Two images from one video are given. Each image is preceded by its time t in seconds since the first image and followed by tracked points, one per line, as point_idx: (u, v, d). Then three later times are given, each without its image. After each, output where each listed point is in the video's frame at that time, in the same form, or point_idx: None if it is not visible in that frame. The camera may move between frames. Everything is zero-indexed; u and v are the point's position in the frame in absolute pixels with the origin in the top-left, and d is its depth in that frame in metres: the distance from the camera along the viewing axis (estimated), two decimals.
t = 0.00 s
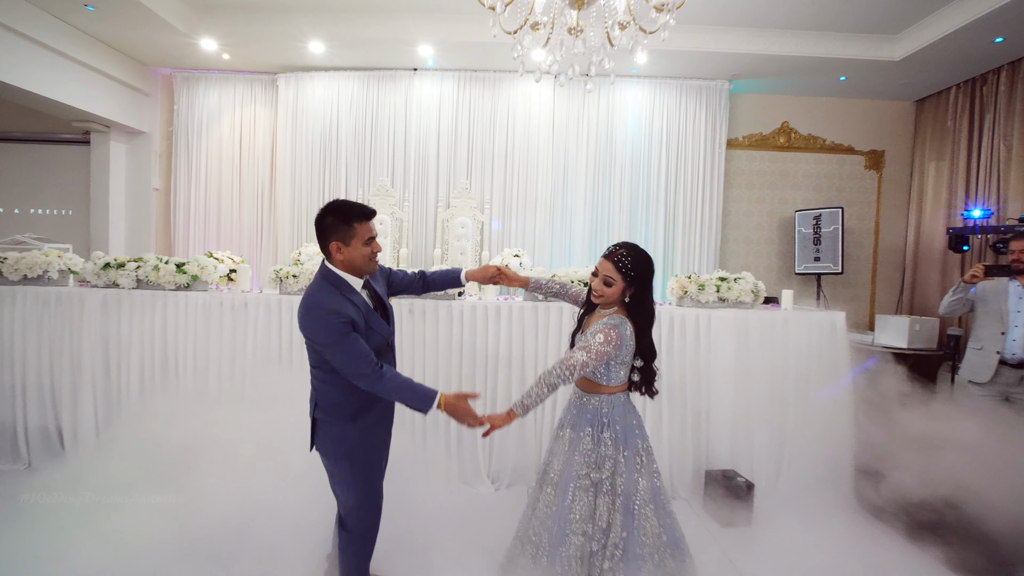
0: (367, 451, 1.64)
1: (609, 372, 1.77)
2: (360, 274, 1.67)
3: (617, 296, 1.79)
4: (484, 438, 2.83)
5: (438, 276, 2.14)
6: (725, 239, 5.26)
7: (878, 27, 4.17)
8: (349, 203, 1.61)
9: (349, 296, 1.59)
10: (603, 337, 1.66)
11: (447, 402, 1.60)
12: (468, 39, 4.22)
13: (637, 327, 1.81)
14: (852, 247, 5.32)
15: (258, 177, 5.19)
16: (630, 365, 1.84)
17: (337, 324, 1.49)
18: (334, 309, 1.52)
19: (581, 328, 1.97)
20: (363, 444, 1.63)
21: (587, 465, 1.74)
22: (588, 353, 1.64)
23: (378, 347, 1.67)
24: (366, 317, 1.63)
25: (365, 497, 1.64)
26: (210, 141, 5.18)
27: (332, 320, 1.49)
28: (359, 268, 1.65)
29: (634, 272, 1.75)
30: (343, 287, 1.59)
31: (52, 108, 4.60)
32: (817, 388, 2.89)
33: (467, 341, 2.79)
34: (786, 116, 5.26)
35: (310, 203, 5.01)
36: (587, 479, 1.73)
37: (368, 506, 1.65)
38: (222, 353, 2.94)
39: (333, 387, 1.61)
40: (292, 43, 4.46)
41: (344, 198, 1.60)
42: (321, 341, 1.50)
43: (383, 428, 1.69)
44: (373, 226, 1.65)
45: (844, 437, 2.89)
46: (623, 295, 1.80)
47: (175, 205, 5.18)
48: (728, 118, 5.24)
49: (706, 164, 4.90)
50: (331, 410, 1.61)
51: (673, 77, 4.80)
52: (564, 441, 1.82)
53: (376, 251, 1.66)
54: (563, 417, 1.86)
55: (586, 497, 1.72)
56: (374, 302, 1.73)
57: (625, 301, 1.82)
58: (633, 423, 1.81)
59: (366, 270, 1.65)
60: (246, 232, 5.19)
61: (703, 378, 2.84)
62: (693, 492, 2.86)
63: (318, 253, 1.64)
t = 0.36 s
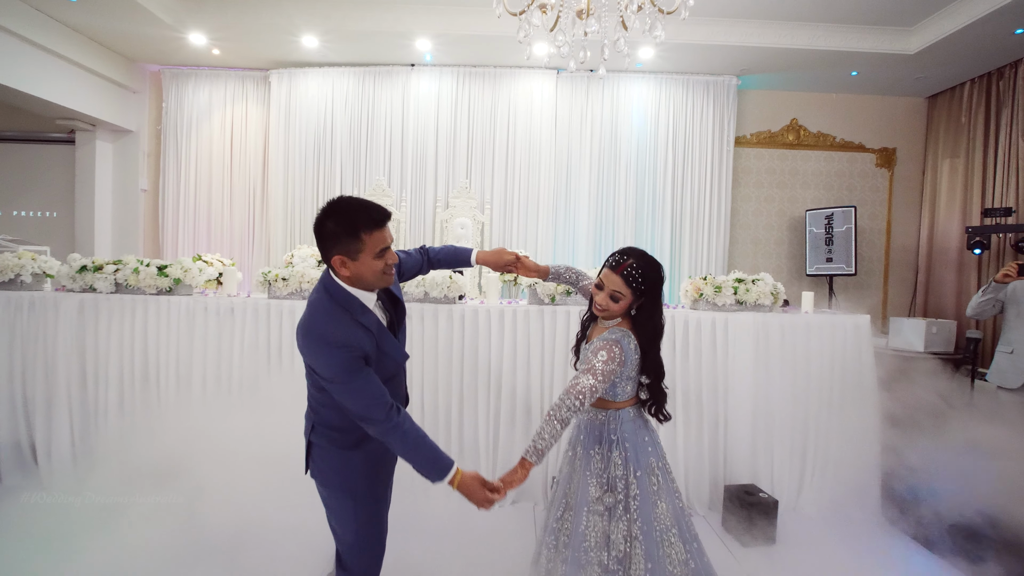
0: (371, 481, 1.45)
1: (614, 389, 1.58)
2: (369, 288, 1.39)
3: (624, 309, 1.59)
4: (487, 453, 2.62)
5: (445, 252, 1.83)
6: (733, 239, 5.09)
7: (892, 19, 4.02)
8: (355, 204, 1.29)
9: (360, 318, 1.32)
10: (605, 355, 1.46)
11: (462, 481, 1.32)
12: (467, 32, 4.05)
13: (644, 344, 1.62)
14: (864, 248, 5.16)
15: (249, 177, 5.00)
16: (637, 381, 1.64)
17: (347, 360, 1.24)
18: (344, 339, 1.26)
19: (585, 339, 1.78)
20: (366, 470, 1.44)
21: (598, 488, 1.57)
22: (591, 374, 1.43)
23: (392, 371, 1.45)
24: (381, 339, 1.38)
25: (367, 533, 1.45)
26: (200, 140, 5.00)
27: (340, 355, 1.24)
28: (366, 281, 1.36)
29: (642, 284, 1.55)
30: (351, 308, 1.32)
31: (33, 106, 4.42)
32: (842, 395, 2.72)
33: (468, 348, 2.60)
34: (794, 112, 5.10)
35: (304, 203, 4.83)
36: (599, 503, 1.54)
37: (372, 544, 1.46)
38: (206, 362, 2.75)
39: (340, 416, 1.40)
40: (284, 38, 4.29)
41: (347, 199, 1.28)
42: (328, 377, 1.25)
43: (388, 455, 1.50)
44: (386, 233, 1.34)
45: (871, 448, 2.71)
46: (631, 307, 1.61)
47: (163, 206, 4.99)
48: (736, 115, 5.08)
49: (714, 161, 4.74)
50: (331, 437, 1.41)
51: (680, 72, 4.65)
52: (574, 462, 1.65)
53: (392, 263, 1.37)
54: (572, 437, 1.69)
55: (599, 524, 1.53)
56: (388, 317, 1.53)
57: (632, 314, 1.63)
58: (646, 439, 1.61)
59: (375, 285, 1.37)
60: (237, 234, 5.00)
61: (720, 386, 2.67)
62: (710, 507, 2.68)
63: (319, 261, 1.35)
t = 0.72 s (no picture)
0: (377, 491, 1.44)
1: (613, 396, 1.56)
2: (394, 302, 1.36)
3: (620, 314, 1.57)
4: (488, 460, 2.60)
5: (451, 258, 1.81)
6: (733, 244, 5.08)
7: (891, 25, 4.04)
8: (388, 219, 1.24)
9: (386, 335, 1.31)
10: (603, 363, 1.45)
11: (486, 511, 1.28)
12: (467, 36, 4.05)
13: (641, 350, 1.60)
14: (865, 252, 5.15)
15: (249, 182, 4.99)
16: (636, 387, 1.62)
17: (373, 380, 1.22)
18: (370, 358, 1.25)
19: (583, 347, 1.77)
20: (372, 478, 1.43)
21: (598, 494, 1.55)
22: (591, 383, 1.41)
23: (408, 384, 1.44)
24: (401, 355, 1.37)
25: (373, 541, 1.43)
26: (199, 145, 4.99)
27: (367, 374, 1.22)
28: (392, 295, 1.33)
29: (639, 289, 1.54)
30: (378, 325, 1.30)
31: (33, 110, 4.41)
32: (846, 401, 2.70)
33: (468, 354, 2.57)
34: (794, 117, 5.10)
35: (305, 208, 4.82)
36: (599, 511, 1.52)
37: (376, 554, 1.45)
38: (205, 368, 2.72)
39: (353, 428, 1.38)
40: (285, 43, 4.29)
41: (381, 213, 1.23)
42: (351, 395, 1.23)
43: (394, 463, 1.50)
44: (416, 249, 1.29)
45: (875, 454, 2.69)
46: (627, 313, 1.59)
47: (162, 211, 4.98)
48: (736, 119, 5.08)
49: (715, 166, 4.73)
50: (339, 448, 1.39)
51: (680, 76, 4.65)
52: (573, 468, 1.63)
53: (420, 279, 1.33)
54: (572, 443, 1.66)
55: (600, 532, 1.51)
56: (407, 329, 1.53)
57: (629, 319, 1.61)
58: (645, 445, 1.60)
59: (401, 299, 1.35)
60: (237, 239, 4.98)
61: (723, 392, 2.65)
62: (713, 513, 2.66)
63: (346, 272, 1.31)
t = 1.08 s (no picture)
0: (398, 471, 1.60)
1: (613, 386, 1.73)
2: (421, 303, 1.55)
3: (621, 309, 1.75)
4: (493, 452, 2.75)
5: (469, 271, 2.00)
6: (729, 248, 5.25)
7: (879, 39, 4.21)
8: (426, 233, 1.42)
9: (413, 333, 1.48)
10: (605, 355, 1.61)
11: (499, 485, 1.44)
12: (474, 49, 4.23)
13: (642, 344, 1.75)
14: (857, 258, 5.31)
15: (262, 188, 5.17)
16: (635, 380, 1.79)
17: (404, 371, 1.39)
18: (400, 352, 1.42)
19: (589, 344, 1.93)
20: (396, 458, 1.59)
21: (598, 477, 1.71)
22: (594, 372, 1.58)
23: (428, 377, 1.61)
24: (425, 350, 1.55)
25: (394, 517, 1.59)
26: (214, 152, 5.17)
27: (398, 366, 1.39)
28: (421, 297, 1.52)
29: (638, 286, 1.72)
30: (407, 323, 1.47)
31: (56, 119, 4.59)
32: (833, 398, 2.85)
33: (475, 352, 2.73)
34: (789, 126, 5.28)
35: (316, 213, 5.00)
36: (599, 491, 1.69)
37: (396, 530, 1.60)
38: (227, 365, 2.89)
39: (379, 414, 1.55)
40: (298, 55, 4.47)
41: (420, 228, 1.40)
42: (383, 385, 1.39)
43: (412, 446, 1.66)
44: (446, 260, 1.47)
45: (859, 448, 2.85)
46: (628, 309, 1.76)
47: (177, 215, 5.16)
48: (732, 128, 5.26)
49: (711, 173, 4.91)
50: (366, 432, 1.56)
51: (677, 87, 4.83)
52: (576, 454, 1.80)
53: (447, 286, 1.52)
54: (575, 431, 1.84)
55: (599, 510, 1.67)
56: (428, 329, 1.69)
57: (630, 316, 1.77)
58: (642, 432, 1.77)
59: (428, 302, 1.53)
60: (250, 243, 5.16)
61: (715, 389, 2.81)
62: (707, 503, 2.82)
63: (383, 275, 1.49)
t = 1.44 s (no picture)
0: (420, 455, 1.82)
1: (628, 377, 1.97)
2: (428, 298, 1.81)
3: (623, 306, 1.98)
4: (498, 447, 2.97)
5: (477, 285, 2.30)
6: (722, 253, 5.47)
7: (862, 56, 4.44)
8: (427, 233, 1.71)
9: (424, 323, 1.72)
10: (625, 345, 1.86)
11: (507, 436, 1.68)
12: (477, 66, 4.46)
13: (651, 333, 1.98)
14: (845, 263, 5.53)
15: (274, 197, 5.41)
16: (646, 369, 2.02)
17: (415, 351, 1.63)
18: (411, 335, 1.66)
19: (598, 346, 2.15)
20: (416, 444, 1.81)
21: (607, 459, 1.92)
22: (615, 361, 1.84)
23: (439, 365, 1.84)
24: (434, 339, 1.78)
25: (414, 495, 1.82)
26: (229, 163, 5.40)
27: (410, 347, 1.63)
28: (428, 291, 1.78)
29: (632, 286, 1.94)
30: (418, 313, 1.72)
31: (79, 132, 4.82)
32: (813, 395, 3.08)
33: (483, 353, 2.94)
34: (779, 137, 5.51)
35: (326, 221, 5.22)
36: (607, 473, 1.89)
37: (415, 508, 1.80)
38: (251, 366, 3.11)
39: (398, 401, 1.77)
40: (310, 71, 4.70)
41: (421, 230, 1.68)
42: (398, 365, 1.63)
43: (432, 433, 1.88)
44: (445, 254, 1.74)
45: (838, 442, 3.07)
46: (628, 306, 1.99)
47: (193, 223, 5.39)
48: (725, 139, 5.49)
49: (704, 182, 5.14)
50: (390, 419, 1.78)
51: (672, 101, 5.07)
52: (588, 439, 2.01)
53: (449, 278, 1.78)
54: (588, 418, 2.05)
55: (606, 488, 1.88)
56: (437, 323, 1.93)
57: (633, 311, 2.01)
58: (649, 422, 1.98)
59: (433, 294, 1.79)
60: (263, 250, 5.39)
61: (704, 387, 3.03)
62: (696, 494, 3.03)
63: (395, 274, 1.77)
